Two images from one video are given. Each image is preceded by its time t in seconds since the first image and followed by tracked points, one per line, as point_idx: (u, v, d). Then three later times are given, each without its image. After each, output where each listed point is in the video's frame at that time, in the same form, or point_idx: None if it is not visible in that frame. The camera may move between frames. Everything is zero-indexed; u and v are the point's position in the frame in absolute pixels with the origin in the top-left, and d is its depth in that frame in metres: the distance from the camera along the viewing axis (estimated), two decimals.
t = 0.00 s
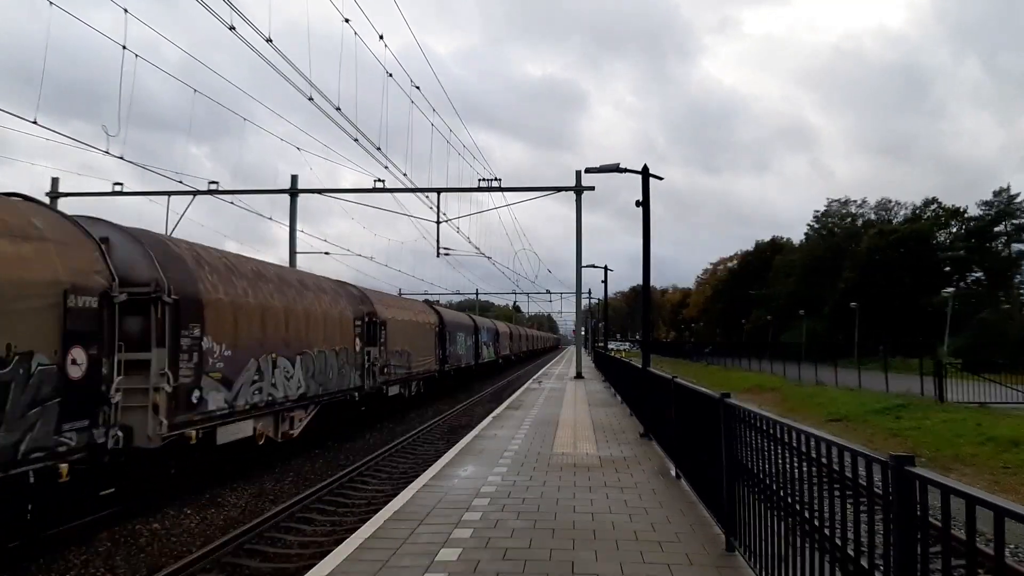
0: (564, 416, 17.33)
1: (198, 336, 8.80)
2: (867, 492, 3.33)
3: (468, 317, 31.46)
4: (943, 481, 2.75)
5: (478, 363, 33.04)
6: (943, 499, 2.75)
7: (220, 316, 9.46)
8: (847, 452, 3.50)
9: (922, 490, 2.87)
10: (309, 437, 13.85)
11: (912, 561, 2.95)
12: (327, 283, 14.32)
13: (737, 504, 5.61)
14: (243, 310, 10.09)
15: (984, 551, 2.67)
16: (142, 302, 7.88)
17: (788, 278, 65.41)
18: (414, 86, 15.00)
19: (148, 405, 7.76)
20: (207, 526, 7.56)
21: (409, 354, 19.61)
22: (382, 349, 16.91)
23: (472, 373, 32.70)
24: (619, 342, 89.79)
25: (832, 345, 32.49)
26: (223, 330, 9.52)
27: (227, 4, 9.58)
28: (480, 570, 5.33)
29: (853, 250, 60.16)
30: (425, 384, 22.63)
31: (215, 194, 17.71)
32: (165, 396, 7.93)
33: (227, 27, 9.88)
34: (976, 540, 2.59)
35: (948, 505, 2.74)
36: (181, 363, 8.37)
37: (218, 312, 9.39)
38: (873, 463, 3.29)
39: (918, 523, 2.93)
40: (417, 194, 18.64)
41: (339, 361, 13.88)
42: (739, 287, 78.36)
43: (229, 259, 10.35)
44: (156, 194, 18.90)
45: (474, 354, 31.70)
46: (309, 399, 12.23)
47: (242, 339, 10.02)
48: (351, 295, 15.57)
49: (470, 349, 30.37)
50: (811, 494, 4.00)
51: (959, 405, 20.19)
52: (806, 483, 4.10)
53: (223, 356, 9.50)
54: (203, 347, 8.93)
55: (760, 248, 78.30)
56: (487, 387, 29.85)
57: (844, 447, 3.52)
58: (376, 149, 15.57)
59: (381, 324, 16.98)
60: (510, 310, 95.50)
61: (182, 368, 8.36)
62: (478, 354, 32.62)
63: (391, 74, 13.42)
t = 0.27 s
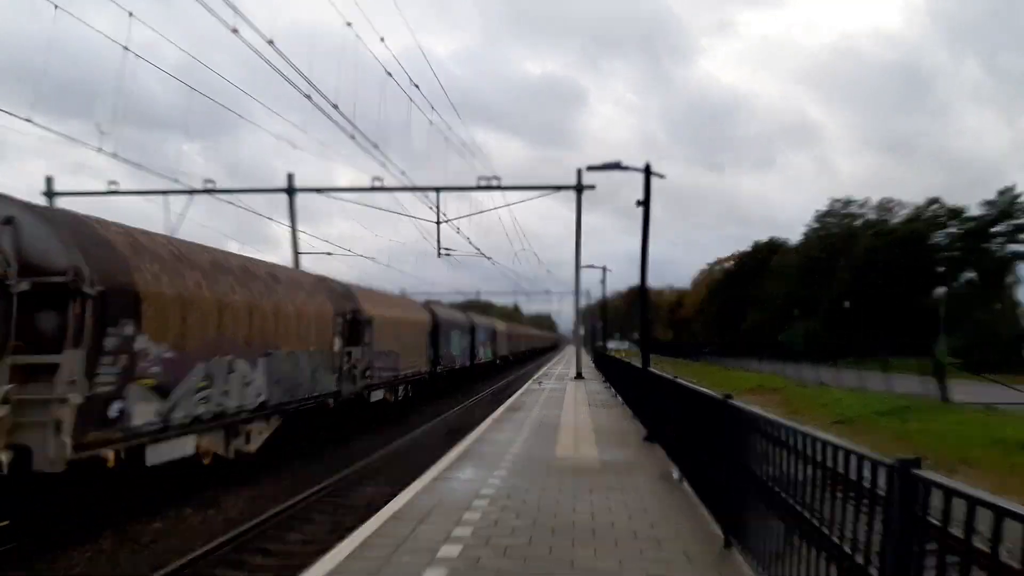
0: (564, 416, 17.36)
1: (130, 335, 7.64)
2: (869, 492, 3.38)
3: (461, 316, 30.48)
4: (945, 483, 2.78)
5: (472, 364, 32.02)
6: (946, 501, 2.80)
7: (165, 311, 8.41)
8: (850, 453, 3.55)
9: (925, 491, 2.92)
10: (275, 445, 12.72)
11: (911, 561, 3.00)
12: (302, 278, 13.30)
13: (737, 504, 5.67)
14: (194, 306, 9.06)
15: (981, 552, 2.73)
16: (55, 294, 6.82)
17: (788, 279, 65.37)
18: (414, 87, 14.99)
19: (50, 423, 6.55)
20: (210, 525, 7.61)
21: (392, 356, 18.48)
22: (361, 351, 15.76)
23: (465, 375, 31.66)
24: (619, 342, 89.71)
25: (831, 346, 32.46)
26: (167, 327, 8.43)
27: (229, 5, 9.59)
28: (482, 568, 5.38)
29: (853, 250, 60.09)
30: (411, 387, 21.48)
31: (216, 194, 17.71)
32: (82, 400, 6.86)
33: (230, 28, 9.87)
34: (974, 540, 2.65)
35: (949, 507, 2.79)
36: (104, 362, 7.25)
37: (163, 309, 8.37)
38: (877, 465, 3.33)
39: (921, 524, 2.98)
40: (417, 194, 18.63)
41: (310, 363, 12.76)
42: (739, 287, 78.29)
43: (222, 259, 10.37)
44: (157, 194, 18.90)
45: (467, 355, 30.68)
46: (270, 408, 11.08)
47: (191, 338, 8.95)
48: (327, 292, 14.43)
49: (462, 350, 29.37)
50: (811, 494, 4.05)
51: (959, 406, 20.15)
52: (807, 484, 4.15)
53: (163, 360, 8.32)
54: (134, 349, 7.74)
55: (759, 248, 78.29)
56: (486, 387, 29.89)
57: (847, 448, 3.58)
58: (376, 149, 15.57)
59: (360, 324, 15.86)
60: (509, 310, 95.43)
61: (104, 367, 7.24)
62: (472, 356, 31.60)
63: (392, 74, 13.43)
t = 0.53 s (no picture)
0: (564, 416, 17.32)
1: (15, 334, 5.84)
2: (865, 492, 3.34)
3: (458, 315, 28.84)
4: (941, 480, 2.74)
5: (470, 366, 30.30)
6: (942, 499, 2.75)
7: (70, 308, 6.57)
8: (846, 451, 3.51)
9: (919, 489, 2.88)
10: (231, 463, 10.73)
11: (910, 561, 2.96)
12: (268, 270, 11.37)
13: (737, 503, 5.62)
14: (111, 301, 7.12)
15: (981, 549, 2.68)
16: None
17: (788, 279, 65.44)
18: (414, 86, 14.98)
19: None
20: (208, 525, 7.56)
21: (379, 358, 16.42)
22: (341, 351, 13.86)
23: (463, 377, 29.95)
24: (619, 342, 89.77)
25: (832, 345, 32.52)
26: (73, 328, 6.57)
27: (228, 4, 9.56)
28: (481, 570, 5.33)
29: (853, 250, 60.19)
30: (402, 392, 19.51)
31: (216, 194, 17.69)
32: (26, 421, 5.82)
33: (228, 27, 9.80)
34: (972, 538, 2.60)
35: (945, 504, 2.75)
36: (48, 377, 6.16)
37: (67, 304, 6.52)
38: (872, 462, 3.29)
39: (917, 522, 2.93)
40: (417, 194, 18.63)
41: (275, 367, 10.77)
42: (739, 287, 78.38)
43: (231, 258, 10.30)
44: (157, 194, 18.87)
45: (465, 357, 29.00)
46: (226, 418, 9.26)
47: (112, 340, 7.07)
48: (295, 285, 12.28)
49: (459, 351, 27.69)
50: (810, 493, 4.01)
51: (959, 405, 20.21)
52: (806, 482, 4.10)
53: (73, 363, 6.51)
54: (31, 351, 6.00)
55: (760, 248, 78.32)
56: (487, 387, 29.85)
57: (843, 446, 3.53)
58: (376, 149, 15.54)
59: (338, 322, 13.75)
60: (510, 310, 95.46)
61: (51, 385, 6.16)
62: (470, 358, 29.90)
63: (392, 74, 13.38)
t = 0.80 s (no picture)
0: (564, 416, 17.31)
1: None
2: (867, 492, 3.33)
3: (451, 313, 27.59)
4: (943, 482, 2.75)
5: (463, 366, 28.99)
6: (944, 500, 2.76)
7: (30, 305, 6.08)
8: (848, 452, 3.51)
9: (921, 490, 2.88)
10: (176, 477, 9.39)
11: (911, 561, 2.96)
12: (226, 261, 10.13)
13: (737, 505, 5.62)
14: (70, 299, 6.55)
15: (983, 550, 2.68)
16: None
17: (787, 278, 65.40)
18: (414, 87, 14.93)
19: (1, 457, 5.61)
20: (208, 527, 7.56)
21: (360, 359, 15.12)
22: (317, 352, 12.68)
23: (457, 378, 28.66)
24: (619, 342, 89.72)
25: (831, 346, 32.49)
26: (32, 325, 6.07)
27: (227, 3, 9.51)
28: (480, 569, 5.34)
29: (853, 250, 60.14)
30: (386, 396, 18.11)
31: (216, 194, 17.69)
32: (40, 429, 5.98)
33: (227, 28, 9.79)
34: (975, 540, 2.60)
35: (948, 506, 2.76)
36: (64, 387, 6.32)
37: (22, 301, 5.99)
38: (874, 463, 3.29)
39: (918, 523, 2.94)
40: (417, 194, 18.61)
41: (232, 370, 9.52)
42: (739, 287, 78.34)
43: (234, 260, 10.30)
44: (156, 194, 18.86)
45: (459, 357, 27.73)
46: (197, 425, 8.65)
47: (68, 342, 6.46)
48: (261, 277, 11.02)
49: (452, 351, 26.46)
50: (811, 493, 4.01)
51: (959, 405, 20.18)
52: (806, 483, 4.11)
53: None
54: None
55: (759, 248, 78.32)
56: (486, 387, 29.83)
57: (845, 447, 3.53)
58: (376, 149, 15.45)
59: (313, 319, 12.48)
60: (509, 310, 95.37)
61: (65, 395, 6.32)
62: (464, 359, 28.61)
63: (392, 74, 13.36)
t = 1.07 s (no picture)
0: (564, 416, 17.30)
1: None
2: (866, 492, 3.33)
3: (442, 312, 26.42)
4: (943, 482, 2.74)
5: (455, 367, 27.81)
6: (944, 501, 2.75)
7: (36, 307, 6.30)
8: (847, 452, 3.51)
9: (921, 490, 2.88)
10: (109, 493, 8.26)
11: (911, 562, 2.96)
12: (171, 247, 8.98)
13: (737, 505, 5.61)
14: (65, 300, 6.65)
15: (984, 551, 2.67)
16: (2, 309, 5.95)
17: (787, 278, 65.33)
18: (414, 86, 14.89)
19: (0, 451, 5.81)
20: (207, 527, 7.56)
21: (333, 361, 14.19)
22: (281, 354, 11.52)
23: (448, 380, 27.50)
24: (619, 342, 89.62)
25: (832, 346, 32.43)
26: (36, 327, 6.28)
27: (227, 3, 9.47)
28: (480, 570, 5.36)
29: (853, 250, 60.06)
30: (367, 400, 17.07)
31: (216, 194, 17.68)
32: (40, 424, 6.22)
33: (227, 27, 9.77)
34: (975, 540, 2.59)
35: (949, 506, 2.74)
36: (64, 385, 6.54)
37: (26, 305, 6.18)
38: (874, 462, 3.29)
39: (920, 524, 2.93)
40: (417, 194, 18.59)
41: (174, 375, 8.36)
42: (739, 287, 78.25)
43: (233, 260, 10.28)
44: (156, 194, 18.84)
45: (450, 357, 26.59)
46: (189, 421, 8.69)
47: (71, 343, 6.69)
48: (219, 269, 9.99)
49: (444, 352, 25.33)
50: (811, 493, 4.00)
51: (959, 406, 20.13)
52: (806, 482, 4.10)
53: None
54: None
55: (759, 248, 78.20)
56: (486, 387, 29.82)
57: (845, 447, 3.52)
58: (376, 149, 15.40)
59: (278, 317, 11.57)
60: (509, 310, 95.27)
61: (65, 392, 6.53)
62: (456, 359, 27.47)
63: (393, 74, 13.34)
